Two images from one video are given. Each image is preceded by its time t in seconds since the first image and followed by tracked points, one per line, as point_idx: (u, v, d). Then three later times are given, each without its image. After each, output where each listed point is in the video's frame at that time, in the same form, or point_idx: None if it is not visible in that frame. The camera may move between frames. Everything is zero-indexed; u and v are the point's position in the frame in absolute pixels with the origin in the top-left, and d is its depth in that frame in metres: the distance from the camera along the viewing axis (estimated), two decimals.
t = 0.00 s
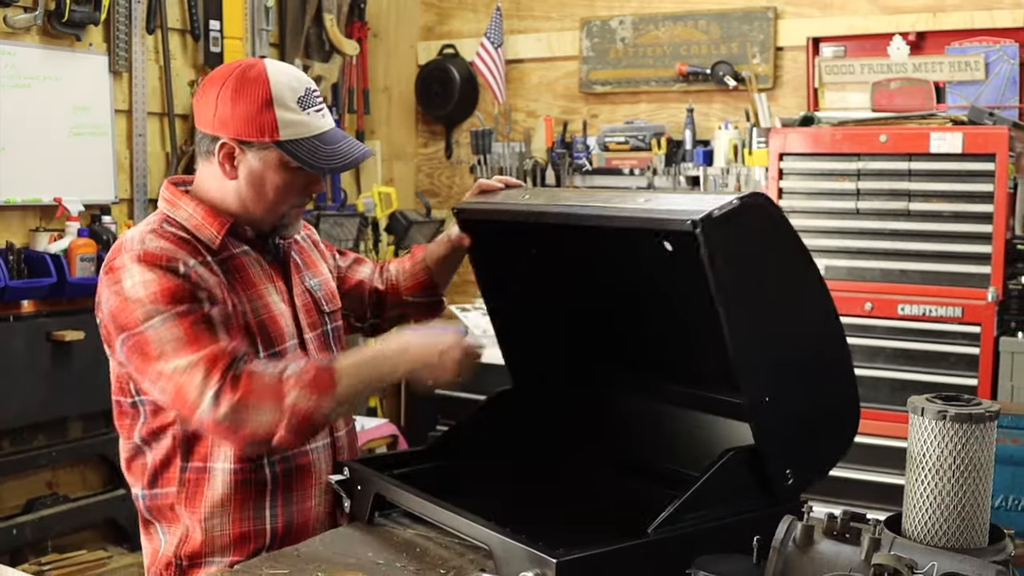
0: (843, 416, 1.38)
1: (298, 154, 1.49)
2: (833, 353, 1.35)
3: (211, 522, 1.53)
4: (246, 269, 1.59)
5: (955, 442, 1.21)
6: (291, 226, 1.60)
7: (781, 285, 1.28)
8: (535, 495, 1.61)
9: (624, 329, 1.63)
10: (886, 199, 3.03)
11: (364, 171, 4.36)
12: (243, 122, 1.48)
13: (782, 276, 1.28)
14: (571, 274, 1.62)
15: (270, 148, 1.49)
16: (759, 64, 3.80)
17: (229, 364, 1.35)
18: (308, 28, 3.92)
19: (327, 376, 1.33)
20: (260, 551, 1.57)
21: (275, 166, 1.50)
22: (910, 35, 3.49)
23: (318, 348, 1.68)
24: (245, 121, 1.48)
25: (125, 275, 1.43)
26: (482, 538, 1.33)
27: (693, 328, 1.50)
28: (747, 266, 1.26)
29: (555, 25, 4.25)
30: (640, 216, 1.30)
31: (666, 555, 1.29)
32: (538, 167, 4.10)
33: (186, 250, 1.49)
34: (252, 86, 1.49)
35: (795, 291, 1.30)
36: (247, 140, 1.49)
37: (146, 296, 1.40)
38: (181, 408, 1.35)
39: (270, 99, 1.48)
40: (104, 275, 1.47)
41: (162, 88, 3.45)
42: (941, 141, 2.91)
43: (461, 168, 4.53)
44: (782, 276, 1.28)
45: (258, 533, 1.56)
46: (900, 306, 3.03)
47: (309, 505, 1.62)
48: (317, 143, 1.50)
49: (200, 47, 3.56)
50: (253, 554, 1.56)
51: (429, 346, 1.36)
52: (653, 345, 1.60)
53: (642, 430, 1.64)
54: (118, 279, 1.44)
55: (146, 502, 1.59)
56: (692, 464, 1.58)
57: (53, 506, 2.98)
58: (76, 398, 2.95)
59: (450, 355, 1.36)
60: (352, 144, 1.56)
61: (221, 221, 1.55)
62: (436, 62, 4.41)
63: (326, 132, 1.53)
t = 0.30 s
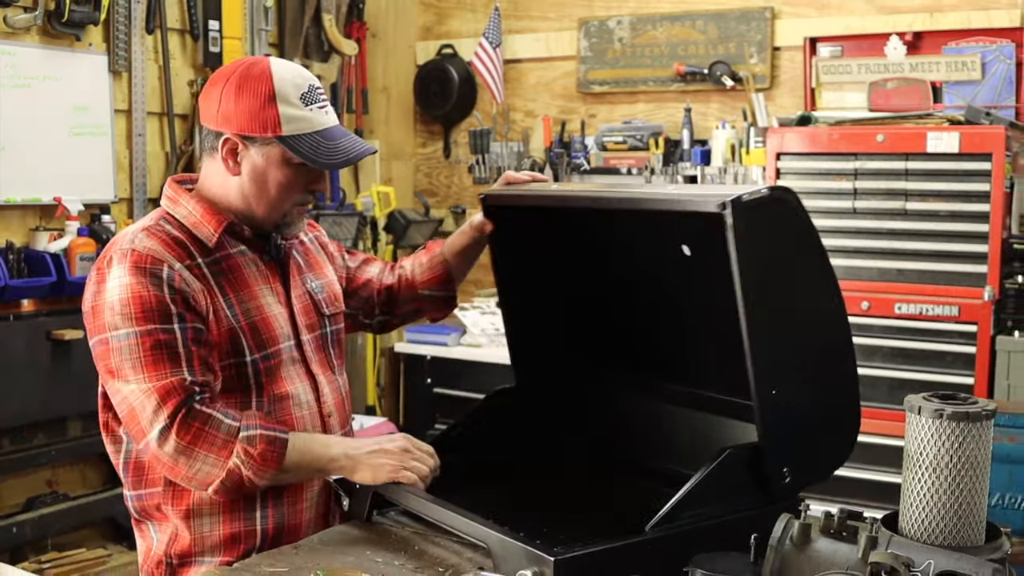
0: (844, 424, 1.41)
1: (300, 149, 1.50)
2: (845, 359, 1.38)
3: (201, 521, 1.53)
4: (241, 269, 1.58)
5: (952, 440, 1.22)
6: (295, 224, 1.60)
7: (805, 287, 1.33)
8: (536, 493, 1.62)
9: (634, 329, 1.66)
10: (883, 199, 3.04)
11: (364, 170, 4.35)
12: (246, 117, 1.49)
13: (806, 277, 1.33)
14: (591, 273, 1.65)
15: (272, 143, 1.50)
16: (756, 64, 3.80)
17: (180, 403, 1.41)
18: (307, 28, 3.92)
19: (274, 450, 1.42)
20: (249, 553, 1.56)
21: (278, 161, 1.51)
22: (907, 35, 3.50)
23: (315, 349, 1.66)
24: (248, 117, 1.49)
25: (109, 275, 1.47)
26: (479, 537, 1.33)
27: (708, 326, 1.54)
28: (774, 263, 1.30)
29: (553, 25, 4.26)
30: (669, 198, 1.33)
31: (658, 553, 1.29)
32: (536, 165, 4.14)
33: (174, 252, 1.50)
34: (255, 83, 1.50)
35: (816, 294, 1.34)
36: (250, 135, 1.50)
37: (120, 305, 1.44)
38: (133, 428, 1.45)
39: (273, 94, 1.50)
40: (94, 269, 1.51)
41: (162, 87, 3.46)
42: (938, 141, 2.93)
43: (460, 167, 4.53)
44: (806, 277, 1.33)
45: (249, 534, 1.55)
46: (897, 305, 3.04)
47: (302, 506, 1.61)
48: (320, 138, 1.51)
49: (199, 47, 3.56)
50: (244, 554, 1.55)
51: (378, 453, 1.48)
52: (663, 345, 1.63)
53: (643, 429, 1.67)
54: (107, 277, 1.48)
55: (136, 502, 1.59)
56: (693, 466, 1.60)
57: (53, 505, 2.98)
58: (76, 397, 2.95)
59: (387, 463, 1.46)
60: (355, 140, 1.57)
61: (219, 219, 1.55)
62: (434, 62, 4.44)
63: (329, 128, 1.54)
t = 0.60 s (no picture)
0: (845, 433, 1.44)
1: (298, 145, 1.50)
2: (853, 375, 1.43)
3: (198, 519, 1.54)
4: (241, 267, 1.58)
5: (947, 438, 1.23)
6: (297, 222, 1.60)
7: (823, 295, 1.39)
8: (536, 493, 1.62)
9: (646, 329, 1.70)
10: (880, 198, 3.06)
11: (363, 168, 4.35)
12: (245, 116, 1.50)
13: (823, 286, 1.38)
14: (613, 271, 1.71)
15: (270, 140, 1.51)
16: (754, 64, 3.81)
17: (182, 400, 1.42)
18: (306, 29, 3.92)
19: (275, 452, 1.43)
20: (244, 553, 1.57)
21: (277, 158, 1.52)
22: (904, 35, 3.51)
23: (314, 346, 1.67)
24: (247, 116, 1.50)
25: (110, 272, 1.48)
26: (478, 535, 1.34)
27: (719, 326, 1.58)
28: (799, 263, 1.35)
29: (551, 25, 4.27)
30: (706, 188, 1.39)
31: (653, 553, 1.30)
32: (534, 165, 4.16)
33: (174, 250, 1.50)
34: (254, 80, 1.51)
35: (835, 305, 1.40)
36: (249, 132, 1.51)
37: (121, 301, 1.45)
38: (134, 424, 1.46)
39: (271, 91, 1.50)
40: (96, 267, 1.52)
41: (161, 87, 3.46)
42: (935, 140, 2.94)
43: (458, 167, 4.54)
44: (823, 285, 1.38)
45: (245, 530, 1.56)
46: (893, 304, 3.06)
47: (299, 503, 1.61)
48: (318, 134, 1.52)
49: (198, 47, 3.57)
50: (238, 551, 1.56)
51: (376, 455, 1.50)
52: (671, 347, 1.66)
53: (646, 429, 1.69)
54: (109, 273, 1.49)
55: (133, 498, 1.60)
56: (691, 466, 1.61)
57: (52, 503, 2.98)
58: (76, 395, 2.96)
59: (385, 462, 1.48)
60: (354, 135, 1.58)
61: (219, 218, 1.56)
62: (431, 62, 4.47)
63: (327, 123, 1.55)
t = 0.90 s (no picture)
0: (845, 432, 1.46)
1: (298, 143, 1.51)
2: (854, 378, 1.45)
3: (198, 517, 1.55)
4: (242, 265, 1.59)
5: (944, 437, 1.23)
6: (297, 222, 1.60)
7: (829, 298, 1.40)
8: (536, 492, 1.62)
9: (648, 329, 1.71)
10: (877, 198, 3.07)
11: (362, 168, 4.36)
12: (245, 114, 1.51)
13: (831, 289, 1.40)
14: (615, 272, 1.73)
15: (270, 137, 1.51)
16: (751, 64, 3.82)
17: (182, 399, 1.43)
18: (305, 29, 3.92)
19: (276, 451, 1.44)
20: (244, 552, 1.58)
21: (277, 156, 1.53)
22: (901, 35, 3.51)
23: (315, 346, 1.68)
24: (247, 114, 1.51)
25: (111, 270, 1.49)
26: (477, 533, 1.34)
27: (721, 327, 1.59)
28: (806, 264, 1.37)
29: (549, 25, 4.28)
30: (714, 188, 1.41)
31: (650, 551, 1.31)
32: (532, 165, 4.15)
33: (175, 248, 1.51)
34: (254, 78, 1.51)
35: (840, 309, 1.42)
36: (249, 130, 1.52)
37: (122, 300, 1.45)
38: (135, 423, 1.47)
39: (271, 89, 1.51)
40: (98, 265, 1.52)
41: (160, 87, 3.47)
42: (932, 140, 2.94)
43: (457, 166, 4.54)
44: (830, 289, 1.40)
45: (245, 529, 1.57)
46: (890, 304, 3.06)
47: (299, 502, 1.62)
48: (318, 131, 1.53)
49: (197, 47, 3.57)
50: (238, 549, 1.57)
51: (374, 454, 1.50)
52: (672, 347, 1.67)
53: (645, 429, 1.70)
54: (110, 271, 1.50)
55: (133, 496, 1.61)
56: (690, 464, 1.62)
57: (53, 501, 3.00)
58: (76, 393, 2.96)
59: (383, 461, 1.49)
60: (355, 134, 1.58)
61: (220, 216, 1.56)
62: (430, 62, 4.47)
63: (328, 121, 1.55)
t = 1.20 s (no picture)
0: (842, 429, 1.47)
1: (327, 150, 1.53)
2: (853, 376, 1.46)
3: (201, 522, 1.55)
4: (240, 269, 1.60)
5: (942, 436, 1.23)
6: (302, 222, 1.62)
7: (828, 298, 1.41)
8: (535, 491, 1.63)
9: (646, 329, 1.71)
10: (874, 197, 3.08)
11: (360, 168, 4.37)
12: (269, 120, 1.50)
13: (829, 289, 1.41)
14: (612, 272, 1.74)
15: (297, 144, 1.52)
16: (748, 64, 3.83)
17: (175, 419, 1.43)
18: (304, 29, 3.93)
19: (271, 465, 1.46)
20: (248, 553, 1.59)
21: (302, 162, 1.54)
22: (898, 35, 3.51)
23: (313, 348, 1.69)
24: (271, 120, 1.50)
25: (108, 285, 1.49)
26: (476, 530, 1.35)
27: (718, 327, 1.60)
28: (804, 262, 1.38)
29: (547, 25, 4.29)
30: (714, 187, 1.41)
31: (651, 549, 1.32)
32: (530, 164, 4.16)
33: (172, 260, 1.50)
34: (280, 82, 1.51)
35: (839, 308, 1.43)
36: (274, 136, 1.51)
37: (117, 318, 1.45)
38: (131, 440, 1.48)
39: (298, 93, 1.51)
40: (94, 278, 1.52)
41: (159, 87, 3.48)
42: (928, 139, 2.95)
43: (455, 166, 4.56)
44: (829, 289, 1.41)
45: (249, 531, 1.58)
46: (887, 302, 3.07)
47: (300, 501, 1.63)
48: (343, 138, 1.55)
49: (196, 47, 3.58)
50: (243, 550, 1.58)
51: (370, 456, 1.53)
52: (669, 347, 1.68)
53: (644, 428, 1.70)
54: (106, 286, 1.50)
55: (134, 500, 1.61)
56: (689, 463, 1.63)
57: (52, 500, 3.00)
58: (75, 392, 2.97)
59: (381, 462, 1.52)
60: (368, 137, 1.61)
61: (217, 223, 1.56)
62: (429, 62, 4.47)
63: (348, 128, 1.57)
